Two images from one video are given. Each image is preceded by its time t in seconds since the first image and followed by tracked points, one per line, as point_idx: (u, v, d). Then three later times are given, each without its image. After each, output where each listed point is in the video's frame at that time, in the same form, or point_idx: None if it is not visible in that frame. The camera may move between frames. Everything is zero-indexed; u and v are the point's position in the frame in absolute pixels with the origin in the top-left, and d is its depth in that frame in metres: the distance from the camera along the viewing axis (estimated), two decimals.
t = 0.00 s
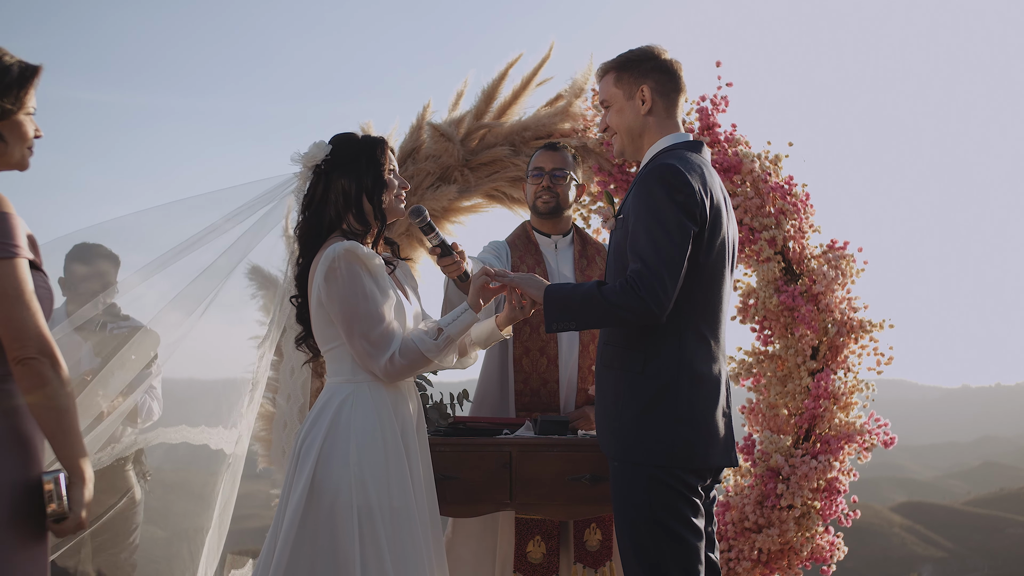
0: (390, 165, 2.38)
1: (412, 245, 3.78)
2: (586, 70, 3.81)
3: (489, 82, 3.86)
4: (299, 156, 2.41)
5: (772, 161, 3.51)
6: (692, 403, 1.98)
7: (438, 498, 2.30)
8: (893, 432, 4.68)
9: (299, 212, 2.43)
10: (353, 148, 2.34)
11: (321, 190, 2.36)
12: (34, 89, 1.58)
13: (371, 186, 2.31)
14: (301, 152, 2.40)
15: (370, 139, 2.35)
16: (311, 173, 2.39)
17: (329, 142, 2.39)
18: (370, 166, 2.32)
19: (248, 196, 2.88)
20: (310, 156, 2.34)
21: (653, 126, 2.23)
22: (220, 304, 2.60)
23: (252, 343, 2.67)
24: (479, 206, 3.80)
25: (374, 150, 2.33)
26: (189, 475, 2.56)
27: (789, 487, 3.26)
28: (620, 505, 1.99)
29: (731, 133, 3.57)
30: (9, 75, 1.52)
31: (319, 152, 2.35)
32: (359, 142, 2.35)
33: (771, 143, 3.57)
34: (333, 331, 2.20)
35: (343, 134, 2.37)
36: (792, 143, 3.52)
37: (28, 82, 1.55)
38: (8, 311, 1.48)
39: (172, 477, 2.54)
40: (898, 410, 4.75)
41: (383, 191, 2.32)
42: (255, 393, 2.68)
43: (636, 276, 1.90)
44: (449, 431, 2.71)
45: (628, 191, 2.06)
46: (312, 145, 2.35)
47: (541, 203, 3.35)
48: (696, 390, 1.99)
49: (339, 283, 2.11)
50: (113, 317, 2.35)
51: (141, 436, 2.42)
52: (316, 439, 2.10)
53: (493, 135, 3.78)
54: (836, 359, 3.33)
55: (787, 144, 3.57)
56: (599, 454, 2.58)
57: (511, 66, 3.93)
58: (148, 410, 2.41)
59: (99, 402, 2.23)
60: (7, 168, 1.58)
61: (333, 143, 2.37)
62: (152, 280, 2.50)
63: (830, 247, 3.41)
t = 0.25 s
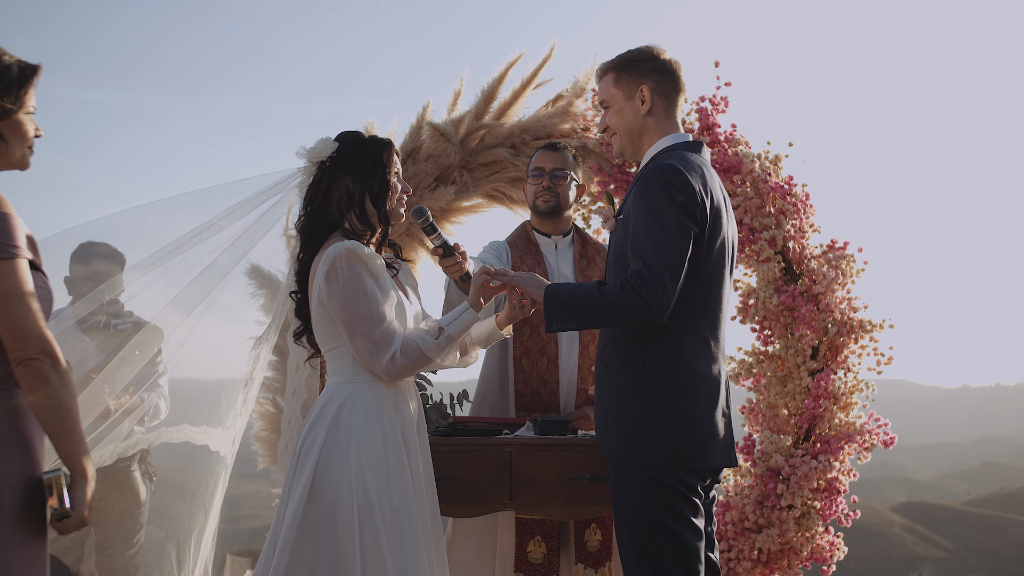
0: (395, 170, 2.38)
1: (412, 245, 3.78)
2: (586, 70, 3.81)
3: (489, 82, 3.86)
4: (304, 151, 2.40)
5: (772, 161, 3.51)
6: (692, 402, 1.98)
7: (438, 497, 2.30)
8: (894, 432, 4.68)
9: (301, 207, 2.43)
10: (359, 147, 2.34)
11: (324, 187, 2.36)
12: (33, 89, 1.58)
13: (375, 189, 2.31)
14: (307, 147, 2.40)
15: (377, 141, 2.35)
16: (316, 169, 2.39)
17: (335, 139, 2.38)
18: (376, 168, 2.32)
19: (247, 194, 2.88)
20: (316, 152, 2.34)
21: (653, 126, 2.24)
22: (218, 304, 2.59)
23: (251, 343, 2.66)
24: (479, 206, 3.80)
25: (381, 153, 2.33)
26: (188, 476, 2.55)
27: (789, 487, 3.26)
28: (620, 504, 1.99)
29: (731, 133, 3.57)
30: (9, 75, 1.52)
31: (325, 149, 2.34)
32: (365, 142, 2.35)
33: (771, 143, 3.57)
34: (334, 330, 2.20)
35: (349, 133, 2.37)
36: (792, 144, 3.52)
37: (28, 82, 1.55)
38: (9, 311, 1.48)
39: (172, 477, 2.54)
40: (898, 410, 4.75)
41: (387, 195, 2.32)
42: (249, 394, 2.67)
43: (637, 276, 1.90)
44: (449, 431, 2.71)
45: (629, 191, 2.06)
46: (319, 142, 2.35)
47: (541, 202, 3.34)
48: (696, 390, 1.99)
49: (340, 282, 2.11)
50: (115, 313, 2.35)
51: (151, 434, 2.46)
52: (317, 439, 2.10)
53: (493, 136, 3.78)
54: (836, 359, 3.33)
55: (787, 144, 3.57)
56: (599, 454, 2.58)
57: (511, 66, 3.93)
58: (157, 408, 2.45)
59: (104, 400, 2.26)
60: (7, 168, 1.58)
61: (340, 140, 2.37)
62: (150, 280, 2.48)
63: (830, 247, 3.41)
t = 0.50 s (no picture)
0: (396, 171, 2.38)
1: (412, 245, 3.78)
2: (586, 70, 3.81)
3: (489, 82, 3.86)
4: (304, 153, 2.40)
5: (772, 161, 3.51)
6: (692, 402, 1.98)
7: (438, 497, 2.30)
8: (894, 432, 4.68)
9: (302, 208, 2.43)
10: (360, 149, 2.34)
11: (325, 188, 2.36)
12: (34, 89, 1.58)
13: (376, 190, 2.31)
14: (307, 148, 2.39)
15: (377, 141, 2.35)
16: (316, 171, 2.38)
17: (336, 141, 2.37)
18: (378, 170, 2.32)
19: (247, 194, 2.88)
20: (317, 154, 2.33)
21: (652, 126, 2.23)
22: (218, 305, 2.59)
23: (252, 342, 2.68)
24: (479, 206, 3.80)
25: (381, 153, 2.33)
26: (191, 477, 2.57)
27: (789, 487, 3.26)
28: (620, 504, 1.99)
29: (731, 133, 3.57)
30: (10, 75, 1.52)
31: (325, 150, 2.33)
32: (367, 143, 2.34)
33: (771, 143, 3.57)
34: (334, 330, 2.20)
35: (350, 133, 2.36)
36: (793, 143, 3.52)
37: (30, 81, 1.55)
38: (12, 310, 1.48)
39: (174, 476, 2.54)
40: (898, 410, 4.75)
41: (389, 196, 2.33)
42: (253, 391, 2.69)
43: (637, 276, 1.90)
44: (449, 431, 2.71)
45: (629, 191, 2.06)
46: (319, 143, 2.34)
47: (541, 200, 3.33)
48: (696, 390, 1.99)
49: (340, 282, 2.11)
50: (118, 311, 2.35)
51: (154, 432, 2.45)
52: (319, 439, 2.10)
53: (493, 136, 3.78)
54: (836, 359, 3.33)
55: (788, 144, 3.57)
56: (599, 454, 2.58)
57: (511, 66, 3.93)
58: (162, 408, 2.44)
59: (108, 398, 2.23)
60: (9, 168, 1.58)
61: (340, 142, 2.36)
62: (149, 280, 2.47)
63: (830, 247, 3.41)
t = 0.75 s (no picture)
0: (394, 171, 2.38)
1: (412, 245, 3.78)
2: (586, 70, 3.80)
3: (488, 82, 3.86)
4: (302, 152, 2.40)
5: (772, 161, 3.51)
6: (692, 403, 1.98)
7: (438, 497, 2.30)
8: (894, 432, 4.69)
9: (301, 205, 2.44)
10: (357, 148, 2.34)
11: (322, 187, 2.36)
12: (37, 89, 1.58)
13: (371, 191, 2.31)
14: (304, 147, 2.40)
15: (376, 141, 2.35)
16: (314, 169, 2.39)
17: (333, 139, 2.38)
18: (373, 170, 2.31)
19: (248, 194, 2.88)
20: (314, 152, 2.34)
21: (653, 126, 2.24)
22: (218, 306, 2.60)
23: (252, 342, 2.73)
24: (479, 206, 3.79)
25: (379, 153, 2.33)
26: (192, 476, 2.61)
27: (789, 487, 3.26)
28: (620, 504, 1.99)
29: (731, 133, 3.57)
30: (12, 76, 1.52)
31: (322, 149, 2.34)
32: (365, 144, 2.34)
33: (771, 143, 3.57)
34: (335, 330, 2.20)
35: (349, 132, 2.36)
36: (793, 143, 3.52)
37: (32, 81, 1.56)
38: (12, 309, 1.48)
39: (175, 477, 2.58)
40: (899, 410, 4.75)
41: (385, 199, 2.32)
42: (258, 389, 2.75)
43: (637, 276, 1.90)
44: (449, 431, 2.71)
45: (629, 191, 2.06)
46: (316, 141, 2.35)
47: (546, 211, 3.27)
48: (696, 390, 1.99)
49: (340, 282, 2.11)
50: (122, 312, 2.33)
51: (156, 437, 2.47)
52: (319, 439, 2.10)
53: (493, 136, 3.78)
54: (836, 359, 3.33)
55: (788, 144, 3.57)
56: (599, 454, 2.58)
57: (511, 67, 3.93)
58: (168, 407, 2.47)
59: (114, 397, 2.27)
60: (11, 168, 1.58)
61: (338, 140, 2.37)
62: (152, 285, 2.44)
63: (830, 247, 3.41)
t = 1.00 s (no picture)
0: (389, 168, 2.35)
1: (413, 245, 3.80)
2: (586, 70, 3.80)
3: (489, 82, 3.86)
4: (302, 152, 2.41)
5: (772, 161, 3.51)
6: (692, 403, 1.98)
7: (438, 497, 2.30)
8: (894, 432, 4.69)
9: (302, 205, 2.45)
10: (353, 148, 2.33)
11: (319, 187, 2.37)
12: (38, 89, 1.58)
13: (365, 190, 2.30)
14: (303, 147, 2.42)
15: (372, 140, 2.33)
16: (314, 169, 2.41)
17: (332, 139, 2.39)
18: (367, 169, 2.30)
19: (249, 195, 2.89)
20: (312, 152, 2.37)
21: (654, 126, 2.24)
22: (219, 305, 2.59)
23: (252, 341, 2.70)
24: (479, 206, 3.80)
25: (374, 152, 2.31)
26: (192, 476, 2.65)
27: (789, 487, 3.26)
28: (620, 504, 1.99)
29: (731, 133, 3.57)
30: (14, 76, 1.52)
31: (320, 149, 2.37)
32: (360, 143, 2.33)
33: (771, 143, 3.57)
34: (335, 329, 2.21)
35: (345, 132, 2.35)
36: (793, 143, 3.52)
37: (33, 81, 1.56)
38: (13, 310, 1.48)
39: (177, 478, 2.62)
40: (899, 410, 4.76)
41: (378, 197, 2.31)
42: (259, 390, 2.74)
43: (637, 276, 1.90)
44: (449, 431, 2.71)
45: (630, 191, 2.06)
46: (314, 141, 2.37)
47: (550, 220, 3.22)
48: (696, 390, 1.99)
49: (341, 282, 2.11)
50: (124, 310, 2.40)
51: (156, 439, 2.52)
52: (319, 439, 2.10)
53: (493, 136, 3.78)
54: (836, 359, 3.33)
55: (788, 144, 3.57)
56: (599, 454, 2.58)
57: (511, 66, 3.93)
58: (173, 404, 2.51)
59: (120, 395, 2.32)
60: (14, 168, 1.58)
61: (336, 140, 2.37)
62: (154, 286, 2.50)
63: (830, 247, 3.41)
